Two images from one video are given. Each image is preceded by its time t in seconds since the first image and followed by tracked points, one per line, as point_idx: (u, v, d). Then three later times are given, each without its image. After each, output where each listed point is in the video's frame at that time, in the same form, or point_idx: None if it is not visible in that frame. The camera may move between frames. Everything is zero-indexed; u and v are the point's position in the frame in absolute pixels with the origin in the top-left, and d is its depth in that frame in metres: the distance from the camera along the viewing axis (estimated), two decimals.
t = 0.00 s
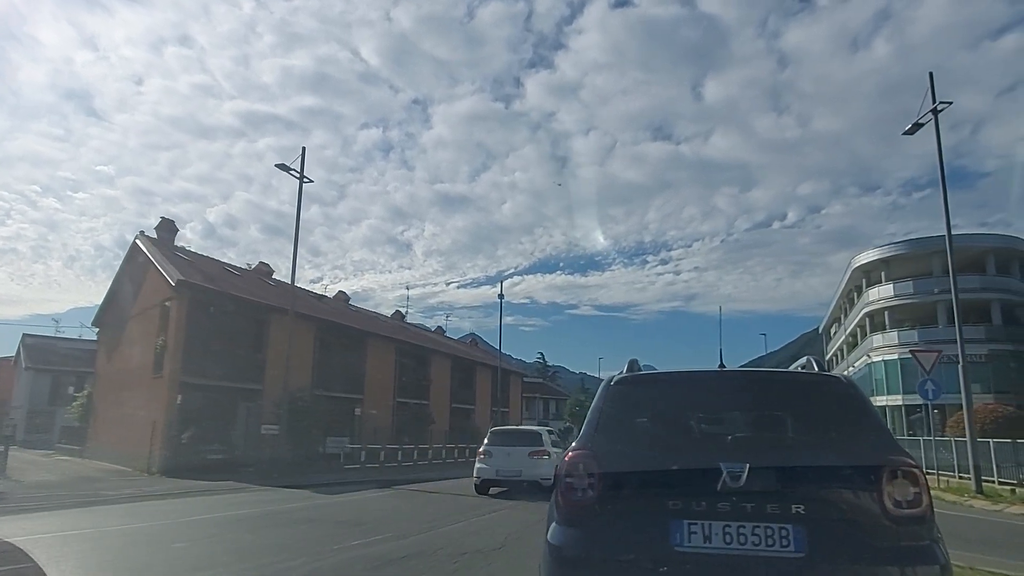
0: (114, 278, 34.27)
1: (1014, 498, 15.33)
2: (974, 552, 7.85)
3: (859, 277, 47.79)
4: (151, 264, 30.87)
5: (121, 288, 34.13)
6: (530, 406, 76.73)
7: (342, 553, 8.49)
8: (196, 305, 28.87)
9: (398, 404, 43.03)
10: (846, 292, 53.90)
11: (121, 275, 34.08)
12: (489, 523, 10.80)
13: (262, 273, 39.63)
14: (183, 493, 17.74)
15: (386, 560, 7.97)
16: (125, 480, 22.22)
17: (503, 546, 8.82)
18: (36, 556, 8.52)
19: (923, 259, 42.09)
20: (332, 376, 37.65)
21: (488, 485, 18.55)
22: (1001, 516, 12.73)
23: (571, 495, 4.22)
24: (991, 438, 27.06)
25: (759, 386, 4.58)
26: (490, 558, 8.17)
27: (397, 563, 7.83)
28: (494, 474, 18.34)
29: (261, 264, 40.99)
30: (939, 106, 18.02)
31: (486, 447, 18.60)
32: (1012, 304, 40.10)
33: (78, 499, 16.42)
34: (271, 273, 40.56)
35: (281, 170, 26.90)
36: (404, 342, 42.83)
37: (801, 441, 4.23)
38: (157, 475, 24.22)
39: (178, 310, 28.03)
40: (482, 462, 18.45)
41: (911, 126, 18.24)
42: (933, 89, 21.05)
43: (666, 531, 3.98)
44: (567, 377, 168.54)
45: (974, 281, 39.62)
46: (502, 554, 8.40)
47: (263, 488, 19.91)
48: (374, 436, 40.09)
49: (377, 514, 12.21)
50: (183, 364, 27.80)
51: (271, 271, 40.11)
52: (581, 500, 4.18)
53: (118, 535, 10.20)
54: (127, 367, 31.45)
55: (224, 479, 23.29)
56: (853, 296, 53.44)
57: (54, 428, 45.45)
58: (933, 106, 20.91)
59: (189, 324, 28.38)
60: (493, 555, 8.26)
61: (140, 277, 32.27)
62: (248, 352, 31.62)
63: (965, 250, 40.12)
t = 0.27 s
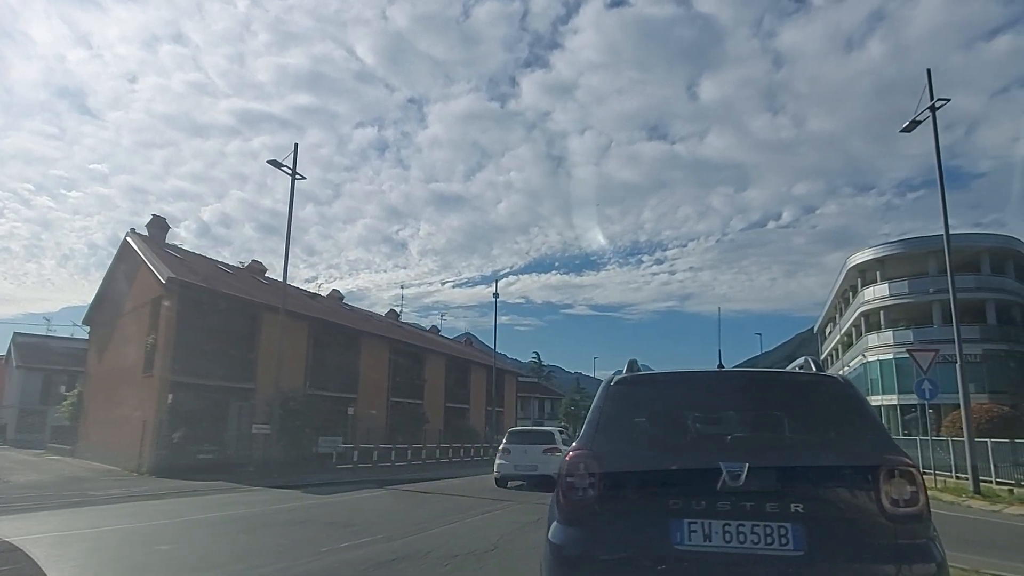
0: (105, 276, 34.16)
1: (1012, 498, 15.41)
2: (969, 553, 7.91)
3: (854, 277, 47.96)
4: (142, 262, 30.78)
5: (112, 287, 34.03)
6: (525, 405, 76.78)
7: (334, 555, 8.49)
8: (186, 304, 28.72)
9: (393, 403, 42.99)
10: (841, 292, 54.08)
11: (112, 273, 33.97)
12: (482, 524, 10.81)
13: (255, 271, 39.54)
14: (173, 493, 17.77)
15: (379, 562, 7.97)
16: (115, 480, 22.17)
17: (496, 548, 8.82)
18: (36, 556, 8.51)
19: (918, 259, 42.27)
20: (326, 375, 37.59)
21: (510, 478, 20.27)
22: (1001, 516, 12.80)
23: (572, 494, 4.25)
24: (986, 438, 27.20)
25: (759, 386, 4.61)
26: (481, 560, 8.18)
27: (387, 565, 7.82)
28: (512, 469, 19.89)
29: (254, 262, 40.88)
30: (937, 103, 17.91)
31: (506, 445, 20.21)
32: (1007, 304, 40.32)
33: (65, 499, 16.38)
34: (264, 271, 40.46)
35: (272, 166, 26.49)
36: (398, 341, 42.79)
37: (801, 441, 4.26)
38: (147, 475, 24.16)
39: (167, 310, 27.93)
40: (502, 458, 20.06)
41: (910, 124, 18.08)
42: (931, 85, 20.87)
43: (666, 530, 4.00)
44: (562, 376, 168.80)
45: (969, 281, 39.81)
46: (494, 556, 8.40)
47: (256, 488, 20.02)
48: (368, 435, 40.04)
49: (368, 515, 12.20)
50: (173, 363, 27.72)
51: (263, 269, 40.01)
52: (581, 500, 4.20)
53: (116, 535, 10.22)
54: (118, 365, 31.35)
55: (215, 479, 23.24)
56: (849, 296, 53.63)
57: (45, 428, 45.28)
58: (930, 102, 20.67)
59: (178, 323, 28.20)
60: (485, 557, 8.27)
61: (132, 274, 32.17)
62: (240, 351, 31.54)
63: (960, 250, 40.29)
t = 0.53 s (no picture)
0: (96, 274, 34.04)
1: (1010, 498, 15.49)
2: (964, 553, 7.97)
3: (850, 276, 48.11)
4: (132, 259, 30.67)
5: (103, 285, 33.91)
6: (521, 405, 76.79)
7: (327, 557, 8.47)
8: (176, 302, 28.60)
9: (386, 403, 42.95)
10: (836, 292, 54.25)
11: (103, 271, 33.86)
12: (474, 526, 10.82)
13: (247, 269, 39.43)
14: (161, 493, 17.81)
15: (373, 565, 7.97)
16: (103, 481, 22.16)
17: (488, 551, 8.81)
18: (35, 556, 8.46)
19: (913, 259, 42.43)
20: (320, 374, 37.55)
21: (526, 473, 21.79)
22: (1000, 516, 12.87)
23: (573, 494, 4.28)
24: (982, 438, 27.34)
25: (758, 386, 4.65)
26: (472, 563, 8.17)
27: (378, 569, 7.80)
28: (527, 466, 21.22)
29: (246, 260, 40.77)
30: (935, 100, 17.76)
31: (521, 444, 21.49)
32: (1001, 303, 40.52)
33: (50, 499, 16.34)
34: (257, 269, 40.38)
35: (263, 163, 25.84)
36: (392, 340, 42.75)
37: (799, 440, 4.29)
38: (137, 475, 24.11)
39: (156, 309, 27.83)
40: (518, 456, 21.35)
41: (906, 122, 18.03)
42: (928, 82, 20.35)
43: (666, 530, 4.03)
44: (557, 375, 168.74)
45: (964, 281, 40.02)
46: (486, 558, 8.39)
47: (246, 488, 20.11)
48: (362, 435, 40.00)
49: (358, 517, 12.18)
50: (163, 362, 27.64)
51: (256, 267, 39.91)
52: (582, 499, 4.23)
53: (113, 534, 10.17)
54: (108, 364, 31.26)
55: (205, 479, 23.18)
56: (844, 296, 53.81)
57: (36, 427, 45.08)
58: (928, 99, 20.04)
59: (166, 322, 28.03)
60: (478, 560, 8.27)
61: (122, 272, 32.06)
62: (232, 350, 31.47)
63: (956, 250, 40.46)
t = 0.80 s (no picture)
0: (86, 272, 33.94)
1: (1009, 498, 15.57)
2: (958, 553, 8.01)
3: (845, 276, 48.27)
4: (123, 258, 30.58)
5: (93, 283, 33.81)
6: (516, 404, 76.81)
7: (318, 560, 8.43)
8: (167, 300, 28.58)
9: (380, 402, 42.91)
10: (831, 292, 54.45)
11: (93, 270, 33.76)
12: (467, 528, 10.81)
13: (239, 268, 39.33)
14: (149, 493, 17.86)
15: (364, 567, 7.93)
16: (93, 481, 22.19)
17: (479, 553, 8.77)
18: (35, 556, 8.43)
19: (908, 259, 42.60)
20: (313, 374, 37.50)
21: (538, 470, 22.84)
22: (1000, 517, 12.94)
23: (573, 494, 4.30)
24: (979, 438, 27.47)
25: (757, 386, 4.69)
26: (462, 566, 8.13)
27: (367, 572, 7.75)
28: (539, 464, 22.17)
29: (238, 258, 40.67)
30: (932, 98, 17.69)
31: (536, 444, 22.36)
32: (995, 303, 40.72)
33: (36, 499, 16.34)
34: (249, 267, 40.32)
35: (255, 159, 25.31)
36: (385, 339, 42.71)
37: (797, 440, 4.33)
38: (126, 475, 24.08)
39: (145, 309, 27.78)
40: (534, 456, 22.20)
41: (903, 120, 18.02)
42: (926, 79, 20.01)
43: (665, 529, 4.06)
44: (552, 375, 168.95)
45: (959, 281, 40.23)
46: (477, 561, 8.36)
47: (236, 489, 20.22)
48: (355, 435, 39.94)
49: (347, 518, 12.19)
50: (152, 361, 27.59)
51: (248, 266, 39.83)
52: (582, 499, 4.25)
53: (112, 535, 10.16)
54: (98, 363, 31.18)
55: (196, 479, 23.14)
56: (839, 296, 53.99)
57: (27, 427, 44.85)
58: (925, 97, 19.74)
59: (159, 320, 28.21)
60: (469, 563, 8.23)
61: (112, 270, 31.97)
62: (223, 349, 31.39)
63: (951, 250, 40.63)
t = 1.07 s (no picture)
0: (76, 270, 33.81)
1: (1007, 498, 15.67)
2: (953, 554, 8.03)
3: (840, 275, 48.47)
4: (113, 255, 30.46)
5: (83, 281, 33.69)
6: (510, 404, 76.84)
7: (310, 562, 8.38)
8: (157, 298, 28.52)
9: (373, 401, 42.88)
10: (827, 292, 54.62)
11: (83, 267, 33.63)
12: (458, 529, 10.78)
13: (231, 266, 39.22)
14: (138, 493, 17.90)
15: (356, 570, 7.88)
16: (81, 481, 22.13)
17: (471, 556, 8.69)
18: (35, 556, 8.41)
19: (904, 258, 42.74)
20: (306, 373, 37.42)
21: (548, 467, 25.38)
22: (1000, 517, 12.97)
23: (572, 493, 4.31)
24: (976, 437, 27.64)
25: (756, 386, 4.71)
26: (454, 569, 8.07)
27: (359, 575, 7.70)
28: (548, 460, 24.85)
29: (231, 257, 40.56)
30: (930, 96, 17.65)
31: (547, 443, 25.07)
32: (990, 303, 40.90)
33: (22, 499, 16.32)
34: (242, 266, 40.23)
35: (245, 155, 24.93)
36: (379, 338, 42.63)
37: (795, 440, 4.35)
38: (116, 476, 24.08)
39: (135, 309, 27.70)
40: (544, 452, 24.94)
41: (901, 118, 18.01)
42: (924, 76, 19.85)
43: (665, 528, 4.08)
44: (547, 374, 169.13)
45: (954, 280, 40.40)
46: (469, 564, 8.29)
47: (224, 488, 20.29)
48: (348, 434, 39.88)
49: (337, 518, 12.19)
50: (143, 359, 27.50)
51: (240, 264, 39.71)
52: (582, 498, 4.27)
53: (111, 535, 10.15)
54: (87, 362, 31.08)
55: (187, 480, 23.10)
56: (834, 296, 54.20)
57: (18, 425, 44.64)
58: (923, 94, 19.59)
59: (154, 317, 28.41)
60: (462, 566, 8.18)
61: (102, 268, 31.84)
62: (214, 348, 31.33)
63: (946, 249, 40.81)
